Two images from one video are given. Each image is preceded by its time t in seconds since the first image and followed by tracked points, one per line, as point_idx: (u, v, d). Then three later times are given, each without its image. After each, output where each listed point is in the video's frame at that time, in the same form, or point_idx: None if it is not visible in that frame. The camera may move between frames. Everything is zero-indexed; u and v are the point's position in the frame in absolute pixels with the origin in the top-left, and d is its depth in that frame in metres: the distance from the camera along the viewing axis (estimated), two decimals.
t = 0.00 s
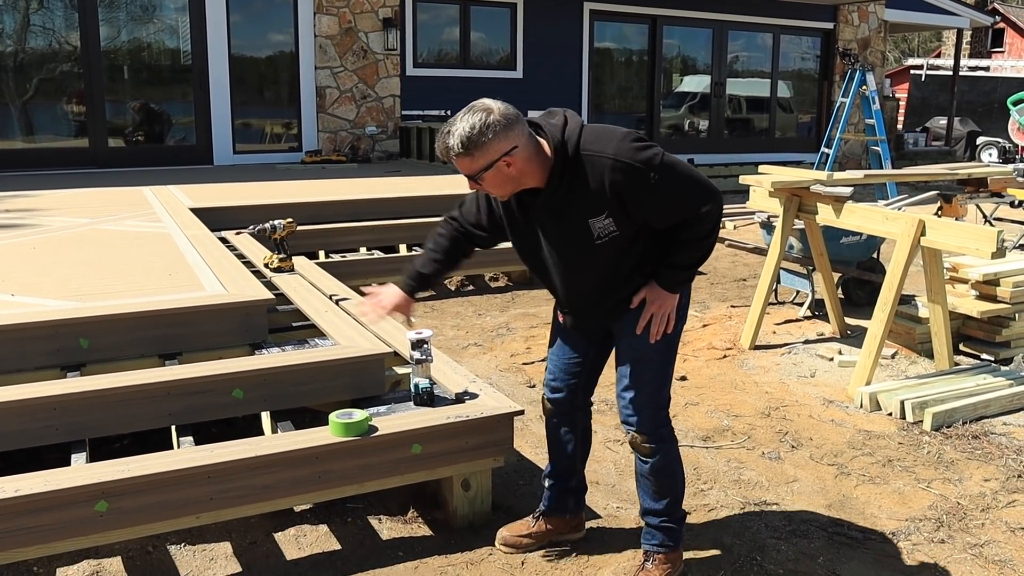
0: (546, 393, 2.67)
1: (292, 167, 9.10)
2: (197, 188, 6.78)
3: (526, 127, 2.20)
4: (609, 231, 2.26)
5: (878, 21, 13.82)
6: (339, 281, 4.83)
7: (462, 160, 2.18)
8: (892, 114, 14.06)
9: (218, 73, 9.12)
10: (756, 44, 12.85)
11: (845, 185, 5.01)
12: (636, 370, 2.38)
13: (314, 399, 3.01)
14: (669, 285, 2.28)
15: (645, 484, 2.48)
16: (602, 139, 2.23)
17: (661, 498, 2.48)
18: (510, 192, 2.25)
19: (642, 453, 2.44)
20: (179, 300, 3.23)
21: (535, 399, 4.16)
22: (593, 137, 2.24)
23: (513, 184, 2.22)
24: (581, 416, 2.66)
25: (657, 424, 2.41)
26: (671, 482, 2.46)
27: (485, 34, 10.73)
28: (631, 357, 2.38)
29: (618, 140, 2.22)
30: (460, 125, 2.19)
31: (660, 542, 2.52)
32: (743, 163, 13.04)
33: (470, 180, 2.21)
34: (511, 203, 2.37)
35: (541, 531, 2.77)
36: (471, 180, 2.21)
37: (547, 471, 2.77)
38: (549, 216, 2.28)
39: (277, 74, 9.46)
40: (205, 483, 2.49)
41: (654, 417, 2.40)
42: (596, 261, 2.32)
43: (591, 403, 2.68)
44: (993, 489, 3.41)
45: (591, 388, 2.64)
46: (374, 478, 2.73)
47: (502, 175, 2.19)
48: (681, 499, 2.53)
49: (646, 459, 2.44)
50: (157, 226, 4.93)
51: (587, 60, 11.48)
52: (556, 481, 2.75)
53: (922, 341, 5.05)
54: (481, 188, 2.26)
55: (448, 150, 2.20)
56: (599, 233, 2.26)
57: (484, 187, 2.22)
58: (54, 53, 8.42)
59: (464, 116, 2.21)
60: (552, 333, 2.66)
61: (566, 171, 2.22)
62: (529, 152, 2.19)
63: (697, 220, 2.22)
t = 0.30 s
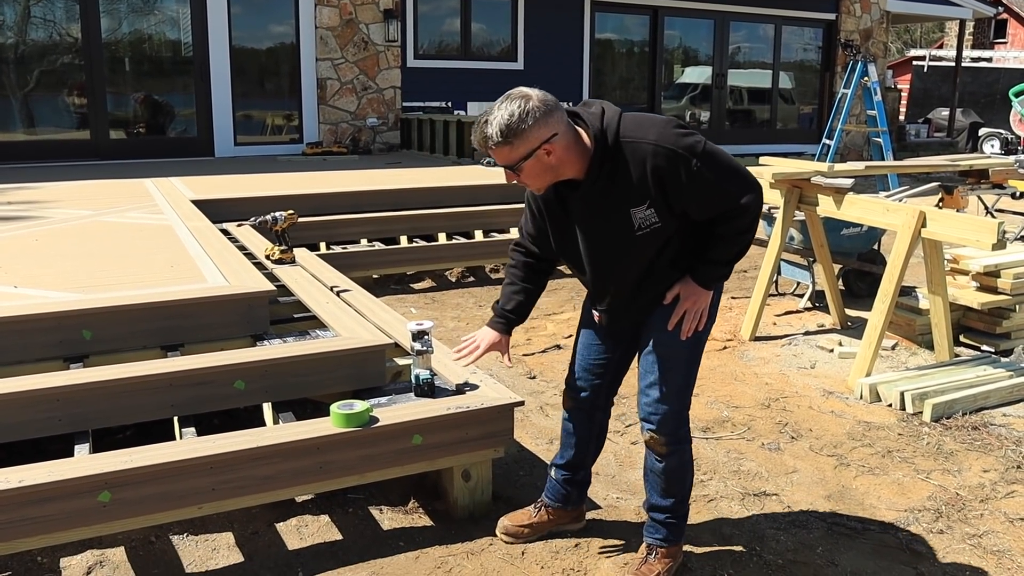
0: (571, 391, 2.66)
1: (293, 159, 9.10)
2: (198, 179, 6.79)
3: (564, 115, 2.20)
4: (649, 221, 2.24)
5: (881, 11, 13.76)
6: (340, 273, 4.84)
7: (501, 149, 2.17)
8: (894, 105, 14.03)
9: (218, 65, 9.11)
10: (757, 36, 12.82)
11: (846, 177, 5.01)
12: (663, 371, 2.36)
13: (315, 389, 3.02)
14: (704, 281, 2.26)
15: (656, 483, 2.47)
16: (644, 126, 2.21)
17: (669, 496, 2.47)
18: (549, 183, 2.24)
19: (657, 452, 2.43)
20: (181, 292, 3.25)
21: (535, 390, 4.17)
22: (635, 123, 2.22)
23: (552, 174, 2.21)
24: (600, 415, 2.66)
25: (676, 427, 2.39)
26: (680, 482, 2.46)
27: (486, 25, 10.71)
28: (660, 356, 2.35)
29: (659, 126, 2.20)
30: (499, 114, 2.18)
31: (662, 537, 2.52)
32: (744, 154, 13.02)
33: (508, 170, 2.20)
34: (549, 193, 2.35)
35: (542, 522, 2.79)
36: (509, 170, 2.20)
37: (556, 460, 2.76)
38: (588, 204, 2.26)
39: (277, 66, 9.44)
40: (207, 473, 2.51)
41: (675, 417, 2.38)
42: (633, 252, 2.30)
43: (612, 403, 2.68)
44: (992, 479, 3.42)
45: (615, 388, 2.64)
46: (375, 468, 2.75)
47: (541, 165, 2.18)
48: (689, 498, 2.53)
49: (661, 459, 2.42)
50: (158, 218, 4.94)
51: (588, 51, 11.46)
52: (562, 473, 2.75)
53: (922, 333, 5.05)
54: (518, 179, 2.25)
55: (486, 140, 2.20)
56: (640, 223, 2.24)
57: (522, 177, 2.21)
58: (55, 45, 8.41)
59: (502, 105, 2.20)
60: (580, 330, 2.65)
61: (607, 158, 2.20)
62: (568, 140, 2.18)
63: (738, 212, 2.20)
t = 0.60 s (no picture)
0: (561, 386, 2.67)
1: (279, 155, 9.07)
2: (183, 176, 6.75)
3: (577, 77, 2.19)
4: (645, 209, 2.23)
5: (867, 9, 13.81)
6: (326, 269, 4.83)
7: (508, 101, 2.17)
8: (879, 102, 14.12)
9: (204, 61, 9.07)
10: (743, 33, 12.87)
11: (831, 173, 5.04)
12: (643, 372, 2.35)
13: (299, 386, 3.02)
14: (691, 287, 2.23)
15: (640, 482, 2.48)
16: (658, 112, 2.18)
17: (651, 494, 2.49)
18: (553, 143, 2.23)
19: (639, 453, 2.44)
20: (164, 288, 3.23)
21: (521, 386, 4.18)
22: (650, 106, 2.19)
23: (556, 137, 2.21)
24: (590, 412, 2.66)
25: (658, 428, 2.39)
26: (663, 481, 2.47)
27: (472, 22, 10.71)
28: (641, 356, 2.35)
29: (675, 116, 2.17)
30: (511, 66, 2.18)
31: (646, 534, 2.54)
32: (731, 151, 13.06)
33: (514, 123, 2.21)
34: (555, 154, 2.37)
35: (528, 516, 2.79)
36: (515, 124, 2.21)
37: (545, 455, 2.77)
38: (588, 178, 2.26)
39: (263, 62, 9.40)
40: (191, 470, 2.50)
41: (656, 420, 2.37)
42: (627, 236, 2.30)
43: (602, 401, 2.67)
44: (973, 473, 3.46)
45: (604, 387, 2.64)
46: (361, 464, 2.75)
47: (547, 125, 2.18)
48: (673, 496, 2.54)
49: (642, 458, 2.43)
50: (142, 215, 4.91)
51: (575, 48, 11.47)
52: (549, 468, 2.76)
53: (906, 328, 5.09)
54: (524, 134, 2.25)
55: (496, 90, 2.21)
56: (634, 206, 2.24)
57: (527, 133, 2.22)
58: (39, 40, 8.33)
59: (517, 58, 2.20)
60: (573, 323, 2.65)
61: (611, 132, 2.20)
62: (577, 102, 2.17)
63: (735, 221, 2.17)
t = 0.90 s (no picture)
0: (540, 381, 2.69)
1: (263, 151, 9.03)
2: (166, 171, 6.72)
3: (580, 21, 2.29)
4: (628, 174, 2.23)
5: (850, 6, 13.91)
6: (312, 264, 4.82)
7: (540, 27, 2.15)
8: (862, 98, 14.22)
9: (187, 55, 9.01)
10: (728, 29, 12.93)
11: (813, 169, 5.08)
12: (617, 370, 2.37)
13: (285, 380, 3.02)
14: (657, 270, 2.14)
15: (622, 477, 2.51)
16: (658, 82, 2.19)
17: (633, 488, 2.51)
18: (573, 79, 2.22)
19: (618, 448, 2.47)
20: (148, 284, 3.22)
21: (506, 381, 4.20)
22: (650, 76, 2.20)
23: (572, 73, 2.21)
24: (569, 408, 2.68)
25: (635, 424, 2.42)
26: (643, 475, 2.49)
27: (457, 17, 10.70)
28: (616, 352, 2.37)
29: (672, 89, 2.18)
30: None
31: (629, 526, 2.56)
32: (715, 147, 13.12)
33: (539, 55, 2.16)
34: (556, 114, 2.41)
35: (513, 510, 2.81)
36: (541, 54, 2.16)
37: (528, 450, 2.78)
38: (581, 136, 2.30)
39: (247, 57, 9.35)
40: (177, 464, 2.50)
41: (632, 416, 2.40)
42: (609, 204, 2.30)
43: (582, 397, 2.69)
44: (953, 465, 3.51)
45: (582, 382, 2.66)
46: (347, 458, 2.76)
47: (571, 54, 2.19)
48: (654, 490, 2.56)
49: (622, 453, 2.46)
50: (126, 210, 4.88)
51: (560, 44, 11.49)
52: (531, 463, 2.78)
53: (887, 323, 5.15)
54: (546, 69, 2.19)
55: (518, 21, 2.16)
56: (619, 170, 2.24)
57: (552, 65, 2.18)
58: (19, 34, 8.24)
59: None
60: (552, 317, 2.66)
61: (607, 92, 2.23)
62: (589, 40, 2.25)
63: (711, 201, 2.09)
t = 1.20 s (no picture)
0: (529, 376, 2.70)
1: (259, 146, 9.01)
2: (161, 166, 6.70)
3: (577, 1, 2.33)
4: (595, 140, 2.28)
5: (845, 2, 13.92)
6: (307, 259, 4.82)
7: None
8: (857, 94, 14.25)
9: (182, 50, 8.99)
10: (723, 24, 12.94)
11: (808, 164, 5.10)
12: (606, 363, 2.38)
13: (280, 374, 3.03)
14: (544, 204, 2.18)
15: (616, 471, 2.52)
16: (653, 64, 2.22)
17: (626, 482, 2.53)
18: (586, 53, 2.23)
19: (611, 441, 2.48)
20: (144, 279, 3.23)
21: (502, 375, 4.21)
22: (649, 58, 2.22)
23: (581, 49, 2.22)
24: (559, 403, 2.69)
25: (627, 417, 2.43)
26: (635, 468, 2.51)
27: (453, 12, 10.69)
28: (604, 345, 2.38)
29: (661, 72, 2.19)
30: None
31: (623, 520, 2.58)
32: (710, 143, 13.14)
33: (558, 26, 2.16)
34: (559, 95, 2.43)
35: (507, 504, 2.83)
36: (561, 26, 2.17)
37: (521, 444, 2.79)
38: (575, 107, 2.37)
39: (242, 51, 9.33)
40: (172, 459, 2.51)
41: (623, 409, 2.41)
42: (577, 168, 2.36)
43: (573, 392, 2.70)
44: (945, 459, 3.53)
45: (572, 377, 2.67)
46: (342, 453, 2.77)
47: (585, 29, 2.21)
48: (646, 483, 2.58)
49: (616, 446, 2.48)
50: (121, 205, 4.88)
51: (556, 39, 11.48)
52: (525, 458, 2.79)
53: (881, 318, 5.17)
54: (562, 42, 2.19)
55: None
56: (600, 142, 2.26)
57: (570, 37, 2.19)
58: (13, 29, 8.21)
59: None
60: (541, 312, 2.67)
61: (607, 69, 2.24)
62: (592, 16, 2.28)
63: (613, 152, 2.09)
